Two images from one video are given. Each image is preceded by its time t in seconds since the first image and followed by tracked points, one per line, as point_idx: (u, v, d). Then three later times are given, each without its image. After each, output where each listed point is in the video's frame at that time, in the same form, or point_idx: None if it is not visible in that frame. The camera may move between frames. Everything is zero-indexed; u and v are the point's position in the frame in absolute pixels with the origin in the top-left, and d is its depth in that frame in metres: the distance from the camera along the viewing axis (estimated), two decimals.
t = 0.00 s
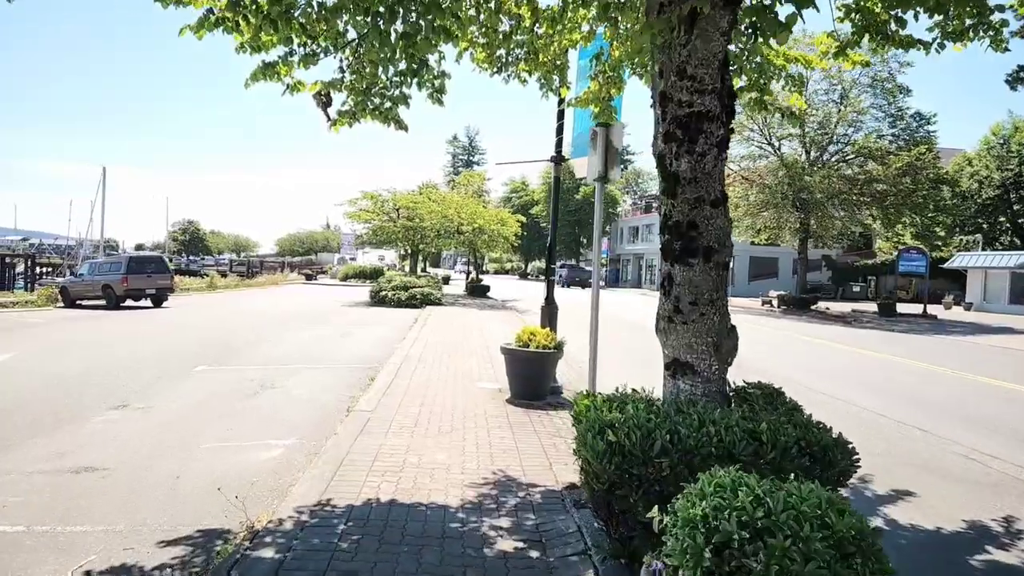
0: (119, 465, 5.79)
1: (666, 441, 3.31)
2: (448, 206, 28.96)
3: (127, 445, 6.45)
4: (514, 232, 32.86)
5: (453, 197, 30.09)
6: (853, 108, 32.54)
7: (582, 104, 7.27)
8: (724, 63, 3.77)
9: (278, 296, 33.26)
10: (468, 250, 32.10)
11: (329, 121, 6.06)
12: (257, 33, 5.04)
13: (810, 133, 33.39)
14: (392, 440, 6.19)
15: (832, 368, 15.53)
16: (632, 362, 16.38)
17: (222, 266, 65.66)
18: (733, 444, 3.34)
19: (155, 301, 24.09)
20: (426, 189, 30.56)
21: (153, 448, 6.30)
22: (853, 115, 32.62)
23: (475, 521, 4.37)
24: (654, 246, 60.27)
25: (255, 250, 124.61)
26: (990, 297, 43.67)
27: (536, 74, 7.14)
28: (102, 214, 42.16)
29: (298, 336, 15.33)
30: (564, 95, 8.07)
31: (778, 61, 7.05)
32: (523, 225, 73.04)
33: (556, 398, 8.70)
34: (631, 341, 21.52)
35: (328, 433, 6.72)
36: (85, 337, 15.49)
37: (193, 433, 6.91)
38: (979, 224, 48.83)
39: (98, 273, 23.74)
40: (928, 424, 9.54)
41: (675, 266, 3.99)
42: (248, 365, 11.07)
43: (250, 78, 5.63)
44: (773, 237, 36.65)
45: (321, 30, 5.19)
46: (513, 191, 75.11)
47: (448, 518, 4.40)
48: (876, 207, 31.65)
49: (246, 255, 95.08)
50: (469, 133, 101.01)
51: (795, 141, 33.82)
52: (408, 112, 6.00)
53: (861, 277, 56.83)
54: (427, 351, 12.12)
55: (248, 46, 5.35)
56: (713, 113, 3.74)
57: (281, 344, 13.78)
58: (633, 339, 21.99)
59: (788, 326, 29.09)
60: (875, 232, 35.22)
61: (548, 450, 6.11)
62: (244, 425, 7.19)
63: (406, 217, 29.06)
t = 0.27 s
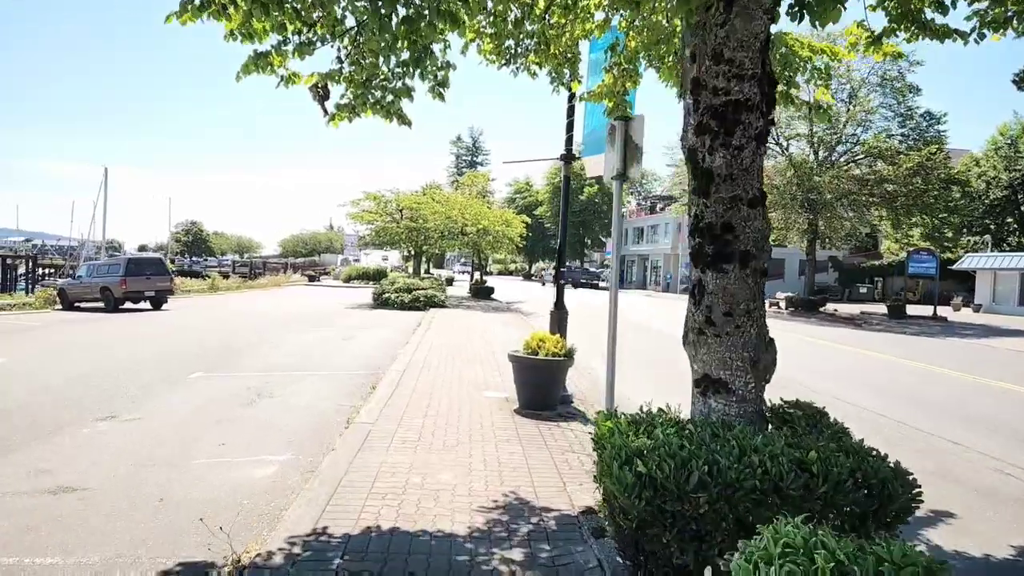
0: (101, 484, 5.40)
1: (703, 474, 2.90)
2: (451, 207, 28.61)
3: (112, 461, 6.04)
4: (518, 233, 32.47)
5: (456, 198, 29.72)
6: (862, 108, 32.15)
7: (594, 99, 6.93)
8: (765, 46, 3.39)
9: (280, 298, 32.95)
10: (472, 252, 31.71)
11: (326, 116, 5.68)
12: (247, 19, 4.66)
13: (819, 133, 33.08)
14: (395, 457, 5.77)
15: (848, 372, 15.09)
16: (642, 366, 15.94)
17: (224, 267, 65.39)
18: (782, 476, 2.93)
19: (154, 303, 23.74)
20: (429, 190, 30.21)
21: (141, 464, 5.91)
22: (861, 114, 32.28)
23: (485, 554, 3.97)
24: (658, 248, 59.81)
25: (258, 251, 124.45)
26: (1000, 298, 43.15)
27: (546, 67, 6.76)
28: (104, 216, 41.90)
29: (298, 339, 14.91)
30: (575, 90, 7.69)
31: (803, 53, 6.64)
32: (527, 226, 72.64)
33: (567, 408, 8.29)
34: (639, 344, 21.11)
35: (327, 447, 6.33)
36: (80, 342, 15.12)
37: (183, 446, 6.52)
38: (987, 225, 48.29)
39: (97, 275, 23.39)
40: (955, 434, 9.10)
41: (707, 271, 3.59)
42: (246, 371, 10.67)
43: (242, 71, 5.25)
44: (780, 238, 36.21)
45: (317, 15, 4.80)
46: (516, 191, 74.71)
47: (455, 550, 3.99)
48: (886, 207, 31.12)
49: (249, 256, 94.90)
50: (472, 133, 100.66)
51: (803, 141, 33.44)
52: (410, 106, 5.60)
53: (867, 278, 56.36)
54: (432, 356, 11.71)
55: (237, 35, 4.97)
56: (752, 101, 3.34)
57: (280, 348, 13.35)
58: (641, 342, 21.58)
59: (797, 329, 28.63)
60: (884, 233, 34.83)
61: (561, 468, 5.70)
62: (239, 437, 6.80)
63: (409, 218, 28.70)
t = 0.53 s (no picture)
0: (74, 502, 4.98)
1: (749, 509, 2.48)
2: (454, 205, 28.22)
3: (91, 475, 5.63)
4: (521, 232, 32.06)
5: (459, 197, 29.32)
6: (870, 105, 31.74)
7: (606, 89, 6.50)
8: (814, 15, 3.00)
9: (281, 298, 32.56)
10: (475, 251, 31.32)
11: (320, 103, 5.26)
12: None
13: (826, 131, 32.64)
14: (394, 472, 5.35)
15: (863, 374, 14.62)
16: (649, 367, 15.51)
17: (225, 267, 65.11)
18: (843, 510, 2.51)
19: (152, 304, 23.38)
20: (431, 188, 29.83)
21: (119, 479, 5.48)
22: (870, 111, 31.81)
23: None
24: (662, 247, 59.38)
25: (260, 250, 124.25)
26: (1008, 298, 42.66)
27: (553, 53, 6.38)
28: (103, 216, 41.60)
29: (296, 341, 14.50)
30: (585, 80, 7.30)
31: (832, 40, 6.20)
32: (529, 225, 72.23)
33: (577, 416, 7.85)
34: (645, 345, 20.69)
35: (321, 460, 5.91)
36: (73, 344, 14.73)
37: (167, 458, 6.09)
38: (995, 224, 47.79)
39: (93, 275, 23.02)
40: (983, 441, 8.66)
41: (745, 271, 3.17)
42: (240, 375, 10.24)
43: (227, 54, 4.85)
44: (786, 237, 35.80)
45: None
46: (519, 191, 74.33)
47: None
48: (895, 205, 30.63)
49: (250, 255, 94.71)
50: (474, 133, 100.31)
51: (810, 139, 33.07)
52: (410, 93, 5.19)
53: (873, 278, 55.85)
54: (434, 359, 11.27)
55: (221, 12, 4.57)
56: (801, 76, 2.94)
57: (277, 351, 12.93)
58: (646, 343, 21.15)
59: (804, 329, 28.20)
60: (893, 232, 34.34)
61: (573, 483, 5.27)
62: (227, 448, 6.37)
63: (411, 217, 28.29)
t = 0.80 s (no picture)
0: (47, 529, 4.52)
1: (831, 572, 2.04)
2: (456, 206, 27.80)
3: (68, 496, 5.17)
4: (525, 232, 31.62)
5: (461, 197, 28.89)
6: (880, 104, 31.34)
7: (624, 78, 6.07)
8: None
9: (281, 299, 32.13)
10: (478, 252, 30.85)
11: (317, 91, 4.84)
12: None
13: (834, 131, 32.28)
14: (396, 495, 4.89)
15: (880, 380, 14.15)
16: (659, 371, 15.05)
17: (226, 267, 64.65)
18: (946, 572, 2.02)
19: (149, 305, 22.94)
20: (433, 188, 29.41)
21: (97, 502, 5.02)
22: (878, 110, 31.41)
23: None
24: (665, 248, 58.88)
25: (261, 250, 123.90)
26: (1016, 300, 42.16)
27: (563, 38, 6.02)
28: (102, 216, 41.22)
29: (295, 345, 14.04)
30: (599, 70, 6.89)
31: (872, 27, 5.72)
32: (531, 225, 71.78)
33: (589, 428, 7.41)
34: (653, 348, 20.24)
35: (317, 480, 5.46)
36: (65, 348, 14.27)
37: (152, 475, 5.64)
38: (1003, 225, 47.29)
39: (89, 276, 22.58)
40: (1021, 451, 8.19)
41: (805, 278, 2.75)
42: (234, 382, 9.79)
43: (217, 37, 4.44)
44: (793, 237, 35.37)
45: None
46: (521, 191, 73.94)
47: None
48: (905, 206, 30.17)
49: (251, 256, 94.42)
50: (476, 133, 99.94)
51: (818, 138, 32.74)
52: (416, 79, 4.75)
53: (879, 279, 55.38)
54: (437, 365, 10.81)
55: None
56: (878, 51, 2.59)
57: (274, 356, 12.47)
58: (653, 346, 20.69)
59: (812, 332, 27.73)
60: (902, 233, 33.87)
61: (593, 509, 4.82)
62: (217, 465, 5.92)
63: (413, 217, 27.84)
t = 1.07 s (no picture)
0: (18, 559, 4.11)
1: None
2: (460, 205, 27.39)
3: (47, 518, 4.75)
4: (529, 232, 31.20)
5: (465, 196, 28.49)
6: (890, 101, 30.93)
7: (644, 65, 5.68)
8: None
9: (282, 300, 31.75)
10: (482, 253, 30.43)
11: (315, 77, 4.47)
12: None
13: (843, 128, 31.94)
14: (401, 519, 4.48)
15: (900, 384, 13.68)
16: (670, 373, 14.61)
17: (228, 267, 64.29)
18: None
19: (148, 307, 22.55)
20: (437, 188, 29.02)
21: (77, 527, 4.60)
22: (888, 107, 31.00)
23: None
24: (670, 248, 58.42)
25: (263, 250, 123.63)
26: None
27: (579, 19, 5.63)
28: (103, 216, 40.88)
29: (296, 349, 13.61)
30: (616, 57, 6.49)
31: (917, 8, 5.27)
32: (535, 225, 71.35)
33: (606, 439, 6.98)
34: (661, 350, 19.80)
35: (315, 501, 5.04)
36: (59, 353, 13.87)
37: (138, 494, 5.22)
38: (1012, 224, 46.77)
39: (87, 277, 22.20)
40: None
41: (885, 283, 2.36)
42: (231, 389, 9.37)
43: (204, 17, 4.07)
44: (801, 237, 34.91)
45: None
46: (524, 191, 73.53)
47: None
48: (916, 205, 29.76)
49: (254, 256, 94.21)
50: (479, 132, 99.58)
51: (826, 136, 32.33)
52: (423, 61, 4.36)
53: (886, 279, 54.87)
54: (443, 371, 10.38)
55: None
56: (983, 14, 2.30)
57: (274, 360, 12.05)
58: (662, 347, 20.24)
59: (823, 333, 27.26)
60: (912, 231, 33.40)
61: (617, 534, 4.39)
62: (210, 483, 5.49)
63: (416, 217, 27.44)
